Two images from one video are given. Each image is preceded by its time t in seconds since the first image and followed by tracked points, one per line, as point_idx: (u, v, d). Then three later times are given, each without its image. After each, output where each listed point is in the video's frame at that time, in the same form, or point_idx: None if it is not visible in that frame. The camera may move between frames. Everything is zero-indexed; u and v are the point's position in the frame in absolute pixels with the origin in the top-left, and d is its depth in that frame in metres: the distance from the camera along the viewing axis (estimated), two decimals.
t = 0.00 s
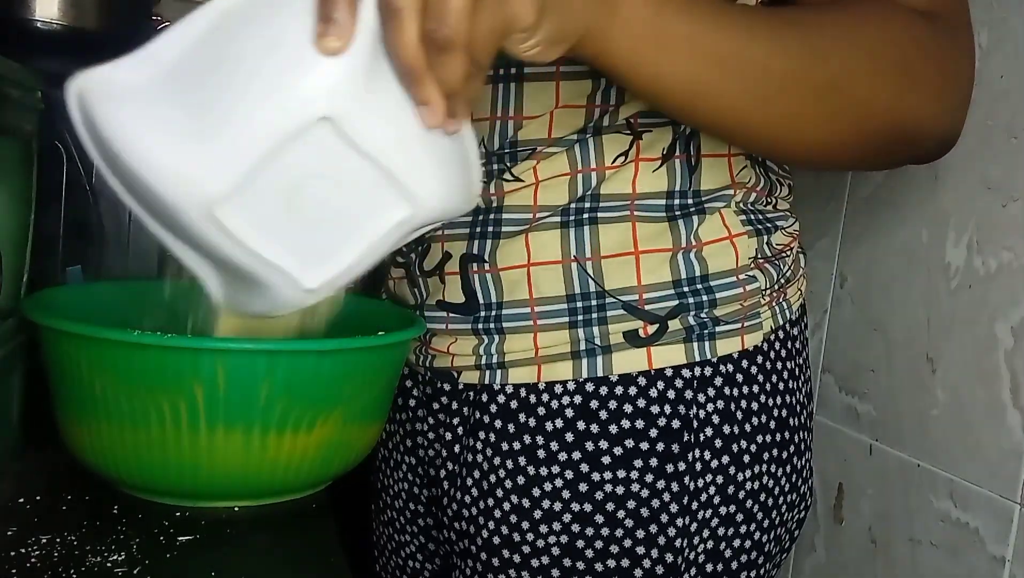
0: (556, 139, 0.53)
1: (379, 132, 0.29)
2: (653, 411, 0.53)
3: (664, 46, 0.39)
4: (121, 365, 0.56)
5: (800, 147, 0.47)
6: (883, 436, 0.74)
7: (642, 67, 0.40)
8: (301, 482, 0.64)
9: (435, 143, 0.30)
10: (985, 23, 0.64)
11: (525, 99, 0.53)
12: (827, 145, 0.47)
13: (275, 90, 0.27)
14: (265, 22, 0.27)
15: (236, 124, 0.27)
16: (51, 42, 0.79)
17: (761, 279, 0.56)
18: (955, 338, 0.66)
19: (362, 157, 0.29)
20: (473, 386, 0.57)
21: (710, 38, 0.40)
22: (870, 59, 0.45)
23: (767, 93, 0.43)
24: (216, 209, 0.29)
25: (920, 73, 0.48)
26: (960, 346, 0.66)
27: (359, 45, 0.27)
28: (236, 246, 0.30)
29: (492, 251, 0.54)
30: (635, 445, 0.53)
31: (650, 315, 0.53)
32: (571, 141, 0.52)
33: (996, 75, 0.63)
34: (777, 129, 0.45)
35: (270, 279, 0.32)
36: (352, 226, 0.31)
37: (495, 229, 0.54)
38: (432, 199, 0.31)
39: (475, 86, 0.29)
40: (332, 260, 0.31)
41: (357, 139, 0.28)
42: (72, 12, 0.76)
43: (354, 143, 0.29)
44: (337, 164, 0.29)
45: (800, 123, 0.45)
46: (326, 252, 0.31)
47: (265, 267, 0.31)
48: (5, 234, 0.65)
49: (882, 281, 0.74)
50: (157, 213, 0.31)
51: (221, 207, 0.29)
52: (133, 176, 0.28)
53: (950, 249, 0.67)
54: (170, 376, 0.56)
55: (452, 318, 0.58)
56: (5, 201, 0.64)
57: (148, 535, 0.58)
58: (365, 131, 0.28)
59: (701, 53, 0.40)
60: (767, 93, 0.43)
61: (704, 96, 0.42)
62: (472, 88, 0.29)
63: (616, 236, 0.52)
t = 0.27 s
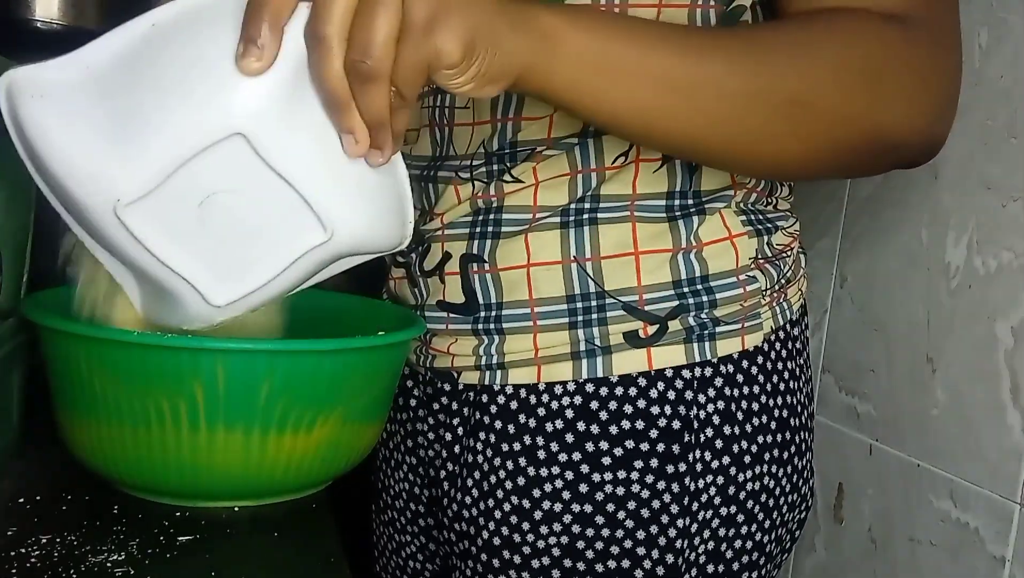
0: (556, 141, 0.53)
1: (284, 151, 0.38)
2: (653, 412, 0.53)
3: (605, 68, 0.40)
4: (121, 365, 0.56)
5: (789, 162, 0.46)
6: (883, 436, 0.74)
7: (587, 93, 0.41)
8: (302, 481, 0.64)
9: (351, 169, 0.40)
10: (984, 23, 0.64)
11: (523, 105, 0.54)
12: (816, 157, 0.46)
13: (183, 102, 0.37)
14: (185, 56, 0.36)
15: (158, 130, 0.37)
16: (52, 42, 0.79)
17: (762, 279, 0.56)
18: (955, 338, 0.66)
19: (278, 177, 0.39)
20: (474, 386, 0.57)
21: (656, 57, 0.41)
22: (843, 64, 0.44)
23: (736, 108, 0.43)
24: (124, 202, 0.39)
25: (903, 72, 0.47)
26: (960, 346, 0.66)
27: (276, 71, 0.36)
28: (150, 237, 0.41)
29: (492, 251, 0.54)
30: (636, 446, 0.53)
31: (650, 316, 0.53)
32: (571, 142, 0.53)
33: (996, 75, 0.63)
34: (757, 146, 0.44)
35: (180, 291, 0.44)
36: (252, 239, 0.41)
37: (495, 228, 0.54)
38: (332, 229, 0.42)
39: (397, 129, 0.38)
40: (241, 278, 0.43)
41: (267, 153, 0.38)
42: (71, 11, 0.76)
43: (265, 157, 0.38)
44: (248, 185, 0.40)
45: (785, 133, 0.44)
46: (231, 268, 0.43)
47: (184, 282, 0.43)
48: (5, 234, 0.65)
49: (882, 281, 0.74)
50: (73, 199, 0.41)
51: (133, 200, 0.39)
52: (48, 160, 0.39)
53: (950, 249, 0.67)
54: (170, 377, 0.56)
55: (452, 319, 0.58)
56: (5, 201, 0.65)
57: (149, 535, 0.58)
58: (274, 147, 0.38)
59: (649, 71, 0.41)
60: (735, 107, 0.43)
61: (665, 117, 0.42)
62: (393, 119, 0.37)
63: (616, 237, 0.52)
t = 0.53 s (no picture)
0: (546, 141, 0.53)
1: (354, 169, 0.33)
2: (643, 412, 0.53)
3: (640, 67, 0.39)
4: (119, 365, 0.56)
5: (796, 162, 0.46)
6: (883, 436, 0.74)
7: (621, 97, 0.39)
8: (299, 482, 0.64)
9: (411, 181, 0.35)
10: (985, 23, 0.64)
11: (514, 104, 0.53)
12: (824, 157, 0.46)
13: (236, 119, 0.31)
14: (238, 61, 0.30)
15: (214, 146, 0.31)
16: (52, 41, 0.78)
17: (754, 279, 0.56)
18: (954, 338, 0.66)
19: (338, 186, 0.33)
20: (465, 386, 0.57)
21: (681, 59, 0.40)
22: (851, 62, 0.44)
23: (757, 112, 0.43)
24: (179, 220, 0.33)
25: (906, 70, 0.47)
26: (960, 346, 0.66)
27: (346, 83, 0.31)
28: (196, 252, 0.34)
29: (483, 251, 0.55)
30: (625, 447, 0.53)
31: (639, 316, 0.53)
32: (560, 142, 0.53)
33: (996, 75, 0.63)
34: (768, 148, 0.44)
35: (224, 290, 0.36)
36: (304, 245, 0.35)
37: (485, 230, 0.55)
38: (393, 237, 0.36)
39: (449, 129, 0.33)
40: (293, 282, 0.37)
41: (336, 171, 0.33)
42: (72, 11, 0.76)
43: (328, 171, 0.33)
44: (303, 195, 0.33)
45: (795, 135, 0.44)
46: (281, 272, 0.36)
47: (228, 286, 0.36)
48: (5, 233, 0.65)
49: (882, 281, 0.74)
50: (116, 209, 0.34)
51: (188, 219, 0.33)
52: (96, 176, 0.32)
53: (950, 250, 0.67)
54: (169, 376, 0.56)
55: (444, 318, 0.58)
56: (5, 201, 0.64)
57: (148, 535, 0.58)
58: (341, 162, 0.33)
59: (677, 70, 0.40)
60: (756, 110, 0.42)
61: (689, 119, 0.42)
62: (449, 127, 0.33)
63: (605, 237, 0.52)
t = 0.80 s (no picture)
0: (550, 140, 0.53)
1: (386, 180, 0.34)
2: (647, 412, 0.53)
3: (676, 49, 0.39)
4: (120, 366, 0.56)
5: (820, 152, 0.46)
6: (883, 436, 0.74)
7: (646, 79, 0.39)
8: (299, 482, 0.64)
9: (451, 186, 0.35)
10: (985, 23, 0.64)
11: (520, 102, 0.53)
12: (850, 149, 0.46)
13: (260, 145, 0.33)
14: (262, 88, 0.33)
15: (250, 173, 0.34)
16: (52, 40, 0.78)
17: (758, 279, 0.56)
18: (954, 338, 0.67)
19: (366, 205, 0.35)
20: (469, 386, 0.57)
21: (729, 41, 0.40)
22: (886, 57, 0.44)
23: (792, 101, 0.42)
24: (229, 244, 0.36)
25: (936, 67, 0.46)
26: (960, 346, 0.66)
27: (346, 105, 0.32)
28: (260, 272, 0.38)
29: (488, 251, 0.54)
30: (629, 446, 0.53)
31: (644, 316, 0.53)
32: (565, 141, 0.53)
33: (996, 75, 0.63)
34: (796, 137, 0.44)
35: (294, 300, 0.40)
36: (344, 255, 0.37)
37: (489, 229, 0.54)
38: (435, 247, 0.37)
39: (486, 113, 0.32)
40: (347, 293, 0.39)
41: (353, 193, 0.34)
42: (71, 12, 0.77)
43: (349, 195, 0.34)
44: (331, 218, 0.35)
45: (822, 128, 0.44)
46: (332, 282, 0.38)
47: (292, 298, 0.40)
48: (5, 233, 0.65)
49: (882, 281, 0.74)
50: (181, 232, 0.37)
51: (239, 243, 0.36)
52: (163, 218, 0.37)
53: (951, 250, 0.67)
54: (170, 377, 0.56)
55: (447, 319, 0.58)
56: (5, 201, 0.64)
57: (148, 535, 0.58)
58: (375, 177, 0.34)
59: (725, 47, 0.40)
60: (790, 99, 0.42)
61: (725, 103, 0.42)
62: (473, 136, 0.33)
63: (609, 236, 0.52)
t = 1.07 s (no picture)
0: (574, 142, 0.54)
1: (240, 190, 0.40)
2: (673, 412, 0.53)
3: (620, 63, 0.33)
4: (120, 366, 0.56)
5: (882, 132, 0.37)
6: (883, 436, 0.74)
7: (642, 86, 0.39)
8: (299, 482, 0.64)
9: (319, 202, 0.40)
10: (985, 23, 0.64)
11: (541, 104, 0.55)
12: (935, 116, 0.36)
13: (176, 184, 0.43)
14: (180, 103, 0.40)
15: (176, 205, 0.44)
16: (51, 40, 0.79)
17: (781, 280, 0.56)
18: (955, 338, 0.67)
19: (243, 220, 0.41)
20: (489, 387, 0.57)
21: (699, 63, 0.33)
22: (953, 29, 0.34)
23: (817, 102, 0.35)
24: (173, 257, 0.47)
25: None
26: (960, 346, 0.66)
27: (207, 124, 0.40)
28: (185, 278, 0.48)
29: (511, 251, 0.55)
30: (654, 447, 0.53)
31: (671, 317, 0.53)
32: (590, 145, 0.53)
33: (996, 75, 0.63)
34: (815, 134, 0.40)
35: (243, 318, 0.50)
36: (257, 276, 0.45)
37: (513, 229, 0.55)
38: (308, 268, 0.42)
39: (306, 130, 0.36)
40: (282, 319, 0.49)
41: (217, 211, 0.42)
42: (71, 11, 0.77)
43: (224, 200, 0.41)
44: (231, 238, 0.44)
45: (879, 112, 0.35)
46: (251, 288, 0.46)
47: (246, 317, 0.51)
48: (5, 234, 0.65)
49: (883, 281, 0.74)
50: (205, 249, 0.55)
51: (178, 258, 0.47)
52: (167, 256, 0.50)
53: (951, 250, 0.67)
54: (169, 376, 0.56)
55: (469, 319, 0.58)
56: (5, 202, 0.64)
57: (148, 535, 0.58)
58: (221, 191, 0.41)
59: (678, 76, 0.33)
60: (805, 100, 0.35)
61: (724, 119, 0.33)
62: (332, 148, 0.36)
63: (635, 238, 0.52)
